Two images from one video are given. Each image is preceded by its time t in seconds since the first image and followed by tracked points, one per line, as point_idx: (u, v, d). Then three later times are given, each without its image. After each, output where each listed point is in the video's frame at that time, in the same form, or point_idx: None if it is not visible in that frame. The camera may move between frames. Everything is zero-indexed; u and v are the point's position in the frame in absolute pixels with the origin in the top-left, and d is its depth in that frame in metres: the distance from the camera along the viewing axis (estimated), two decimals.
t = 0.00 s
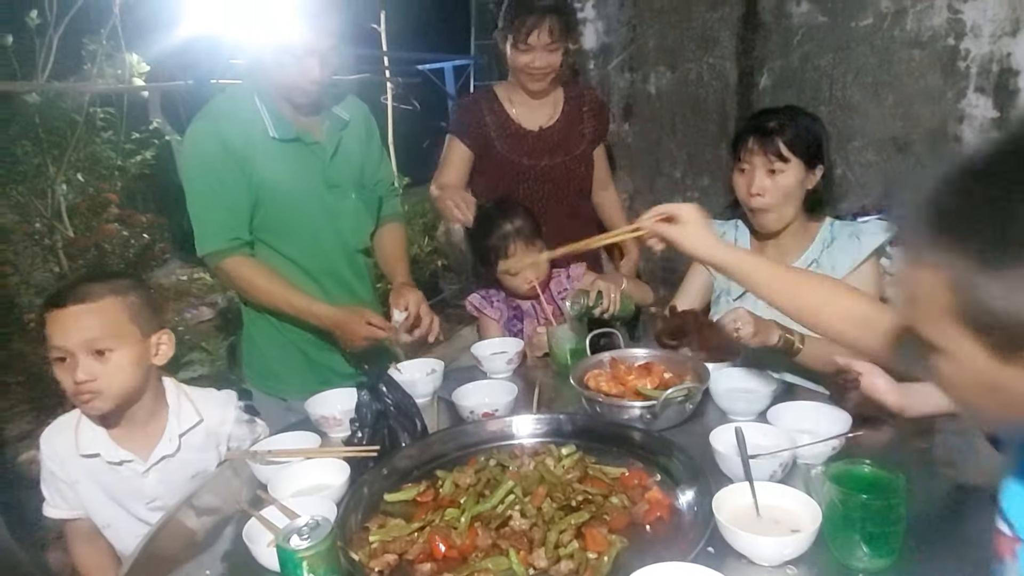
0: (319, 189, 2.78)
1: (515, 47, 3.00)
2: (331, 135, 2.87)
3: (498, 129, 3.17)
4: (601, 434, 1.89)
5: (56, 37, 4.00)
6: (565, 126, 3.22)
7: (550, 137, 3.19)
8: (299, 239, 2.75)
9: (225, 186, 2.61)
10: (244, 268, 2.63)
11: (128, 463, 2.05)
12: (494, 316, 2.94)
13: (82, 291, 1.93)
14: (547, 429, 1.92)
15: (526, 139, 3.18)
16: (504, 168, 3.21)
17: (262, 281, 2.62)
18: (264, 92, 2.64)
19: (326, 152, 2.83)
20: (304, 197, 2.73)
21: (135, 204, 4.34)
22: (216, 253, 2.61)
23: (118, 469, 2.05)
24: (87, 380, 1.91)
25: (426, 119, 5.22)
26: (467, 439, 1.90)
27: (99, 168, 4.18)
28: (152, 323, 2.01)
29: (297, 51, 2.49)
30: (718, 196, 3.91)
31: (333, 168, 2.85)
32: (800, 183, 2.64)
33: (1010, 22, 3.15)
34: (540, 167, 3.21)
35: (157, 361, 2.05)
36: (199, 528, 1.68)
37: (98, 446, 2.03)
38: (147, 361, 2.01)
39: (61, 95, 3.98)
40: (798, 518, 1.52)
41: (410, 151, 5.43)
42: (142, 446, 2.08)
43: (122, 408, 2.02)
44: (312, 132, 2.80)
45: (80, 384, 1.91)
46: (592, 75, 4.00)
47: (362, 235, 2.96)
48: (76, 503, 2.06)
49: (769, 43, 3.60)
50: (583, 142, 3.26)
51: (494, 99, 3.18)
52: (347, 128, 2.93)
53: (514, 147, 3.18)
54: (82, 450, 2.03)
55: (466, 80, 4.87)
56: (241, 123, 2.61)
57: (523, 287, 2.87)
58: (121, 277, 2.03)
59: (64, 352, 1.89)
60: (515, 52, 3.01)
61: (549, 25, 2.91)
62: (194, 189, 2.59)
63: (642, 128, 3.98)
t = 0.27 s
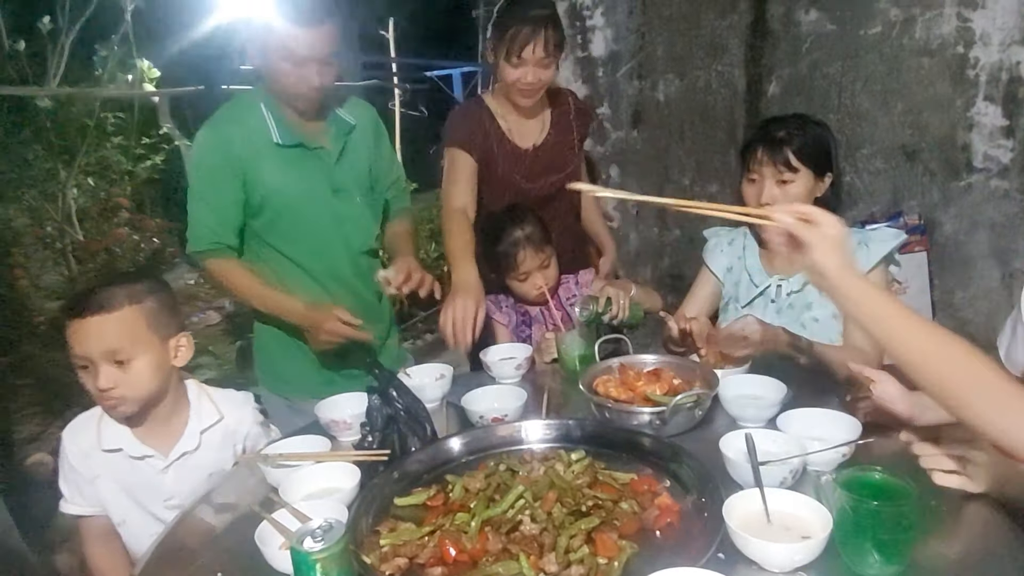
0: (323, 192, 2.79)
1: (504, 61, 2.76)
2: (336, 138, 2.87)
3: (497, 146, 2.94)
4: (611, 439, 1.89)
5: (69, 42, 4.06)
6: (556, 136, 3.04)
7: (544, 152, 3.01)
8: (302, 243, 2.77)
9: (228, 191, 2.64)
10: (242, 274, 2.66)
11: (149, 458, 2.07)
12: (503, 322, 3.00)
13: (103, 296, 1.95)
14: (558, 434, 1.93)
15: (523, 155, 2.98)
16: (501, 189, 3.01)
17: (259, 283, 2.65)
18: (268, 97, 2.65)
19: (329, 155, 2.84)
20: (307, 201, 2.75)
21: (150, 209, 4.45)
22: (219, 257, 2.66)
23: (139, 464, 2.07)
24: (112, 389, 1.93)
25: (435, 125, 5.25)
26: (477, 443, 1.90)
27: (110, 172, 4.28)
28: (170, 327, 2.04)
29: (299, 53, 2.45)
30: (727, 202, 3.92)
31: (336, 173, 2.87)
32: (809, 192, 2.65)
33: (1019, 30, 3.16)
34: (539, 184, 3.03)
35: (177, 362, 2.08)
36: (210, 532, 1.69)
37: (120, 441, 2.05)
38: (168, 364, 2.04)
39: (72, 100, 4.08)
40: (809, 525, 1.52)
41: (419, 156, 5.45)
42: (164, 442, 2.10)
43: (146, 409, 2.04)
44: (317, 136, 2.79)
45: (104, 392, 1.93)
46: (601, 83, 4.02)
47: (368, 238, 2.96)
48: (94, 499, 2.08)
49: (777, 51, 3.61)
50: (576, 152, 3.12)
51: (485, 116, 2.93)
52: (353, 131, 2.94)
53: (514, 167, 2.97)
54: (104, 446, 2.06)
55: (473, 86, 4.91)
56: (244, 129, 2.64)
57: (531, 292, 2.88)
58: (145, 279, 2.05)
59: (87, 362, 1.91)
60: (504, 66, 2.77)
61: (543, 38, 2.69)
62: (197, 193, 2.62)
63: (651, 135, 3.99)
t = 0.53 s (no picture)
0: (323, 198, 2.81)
1: (507, 89, 2.67)
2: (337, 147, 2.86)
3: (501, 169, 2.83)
4: (619, 442, 1.90)
5: (80, 46, 4.11)
6: (549, 153, 3.03)
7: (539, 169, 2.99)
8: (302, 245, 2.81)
9: (230, 196, 2.69)
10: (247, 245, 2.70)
11: (170, 453, 2.09)
12: (510, 324, 3.02)
13: (128, 299, 1.96)
14: (565, 437, 1.94)
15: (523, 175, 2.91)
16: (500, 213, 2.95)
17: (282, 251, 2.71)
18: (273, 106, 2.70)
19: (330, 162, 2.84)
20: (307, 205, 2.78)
21: (159, 211, 4.54)
22: (222, 257, 2.68)
23: (159, 459, 2.09)
24: (136, 387, 1.97)
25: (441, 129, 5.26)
26: (485, 446, 1.92)
27: (118, 174, 4.43)
28: (193, 328, 2.04)
29: (294, 62, 2.47)
30: (733, 207, 3.94)
31: (339, 177, 2.88)
32: (815, 198, 2.66)
33: None
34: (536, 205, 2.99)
35: (200, 362, 2.09)
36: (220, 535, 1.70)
37: (141, 435, 2.07)
38: (190, 364, 2.05)
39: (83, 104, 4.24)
40: (815, 529, 1.53)
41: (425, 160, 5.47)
42: (184, 437, 2.12)
43: (168, 407, 2.06)
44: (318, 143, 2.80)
45: (130, 390, 1.97)
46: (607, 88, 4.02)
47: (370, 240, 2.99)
48: (115, 494, 2.10)
49: (784, 56, 3.62)
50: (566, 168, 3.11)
51: (483, 142, 2.82)
52: (356, 137, 2.91)
53: (517, 191, 2.94)
54: (126, 441, 2.08)
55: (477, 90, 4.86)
56: (247, 137, 2.68)
57: (539, 294, 2.89)
58: (166, 279, 2.06)
59: (112, 360, 1.94)
60: (506, 93, 2.67)
61: (551, 65, 2.63)
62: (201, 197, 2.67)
63: (657, 140, 3.99)
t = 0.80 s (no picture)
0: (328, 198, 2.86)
1: (514, 98, 2.69)
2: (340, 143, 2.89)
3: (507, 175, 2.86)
4: (629, 446, 1.91)
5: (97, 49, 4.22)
6: (552, 158, 3.05)
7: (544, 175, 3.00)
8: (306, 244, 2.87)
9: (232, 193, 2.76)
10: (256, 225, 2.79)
11: (188, 448, 2.11)
12: (520, 327, 3.03)
13: (156, 294, 1.99)
14: (575, 440, 1.94)
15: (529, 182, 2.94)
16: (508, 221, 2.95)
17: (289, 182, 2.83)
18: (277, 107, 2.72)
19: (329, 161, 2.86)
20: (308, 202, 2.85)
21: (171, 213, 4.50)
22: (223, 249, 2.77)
23: (179, 453, 2.11)
24: (161, 381, 2.00)
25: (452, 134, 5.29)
26: (495, 448, 1.93)
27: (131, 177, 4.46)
28: (217, 325, 2.08)
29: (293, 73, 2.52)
30: (743, 212, 3.93)
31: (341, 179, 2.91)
32: (825, 202, 2.66)
33: None
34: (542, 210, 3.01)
35: (224, 358, 2.12)
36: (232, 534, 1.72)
37: (162, 430, 2.10)
38: (214, 359, 2.08)
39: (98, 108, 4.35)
40: (825, 533, 1.53)
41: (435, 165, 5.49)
42: (203, 433, 2.15)
43: (191, 402, 2.10)
44: (322, 145, 2.82)
45: (155, 384, 2.00)
46: (617, 93, 4.04)
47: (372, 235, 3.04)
48: (135, 489, 2.13)
49: (795, 61, 3.61)
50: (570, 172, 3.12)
51: (490, 150, 2.83)
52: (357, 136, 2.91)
53: (523, 199, 2.95)
54: (146, 435, 2.11)
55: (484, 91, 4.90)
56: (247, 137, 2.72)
57: (551, 299, 2.91)
58: (191, 278, 2.09)
59: (139, 355, 1.98)
60: (513, 102, 2.69)
61: (558, 72, 2.65)
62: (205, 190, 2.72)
63: (668, 145, 4.00)
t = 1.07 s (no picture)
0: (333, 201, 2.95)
1: (527, 110, 2.70)
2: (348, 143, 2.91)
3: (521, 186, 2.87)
4: (647, 452, 1.92)
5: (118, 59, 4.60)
6: (567, 165, 3.06)
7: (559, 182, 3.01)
8: (317, 248, 3.00)
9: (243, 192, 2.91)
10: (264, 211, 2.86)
11: (214, 447, 2.16)
12: (537, 333, 3.04)
13: (190, 295, 2.10)
14: (594, 446, 1.95)
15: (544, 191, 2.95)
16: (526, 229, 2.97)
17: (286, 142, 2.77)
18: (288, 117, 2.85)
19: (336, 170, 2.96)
20: (317, 209, 2.97)
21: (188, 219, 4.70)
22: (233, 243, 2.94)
23: (204, 452, 2.16)
24: (192, 379, 2.09)
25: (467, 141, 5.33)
26: (513, 453, 1.94)
27: (151, 184, 4.63)
28: (246, 327, 2.19)
29: (310, 78, 2.65)
30: (760, 220, 3.93)
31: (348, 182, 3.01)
32: (843, 209, 2.65)
33: None
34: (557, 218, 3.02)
35: (250, 359, 2.23)
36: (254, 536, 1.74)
37: (188, 428, 2.15)
38: (242, 360, 2.18)
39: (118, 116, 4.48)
40: (845, 540, 1.53)
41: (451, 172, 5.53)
42: (228, 432, 2.20)
43: (218, 401, 2.17)
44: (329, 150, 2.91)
45: (186, 381, 2.09)
46: (633, 101, 4.05)
47: (380, 238, 3.15)
48: (161, 488, 2.17)
49: (812, 70, 3.61)
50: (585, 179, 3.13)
51: (504, 161, 2.85)
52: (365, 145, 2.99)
53: (538, 207, 2.96)
54: (173, 433, 2.15)
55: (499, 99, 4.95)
56: (262, 146, 2.87)
57: (568, 306, 2.92)
58: (221, 281, 2.19)
59: (171, 353, 2.07)
60: (526, 115, 2.71)
61: (571, 84, 2.66)
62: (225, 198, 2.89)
63: (683, 153, 4.01)
